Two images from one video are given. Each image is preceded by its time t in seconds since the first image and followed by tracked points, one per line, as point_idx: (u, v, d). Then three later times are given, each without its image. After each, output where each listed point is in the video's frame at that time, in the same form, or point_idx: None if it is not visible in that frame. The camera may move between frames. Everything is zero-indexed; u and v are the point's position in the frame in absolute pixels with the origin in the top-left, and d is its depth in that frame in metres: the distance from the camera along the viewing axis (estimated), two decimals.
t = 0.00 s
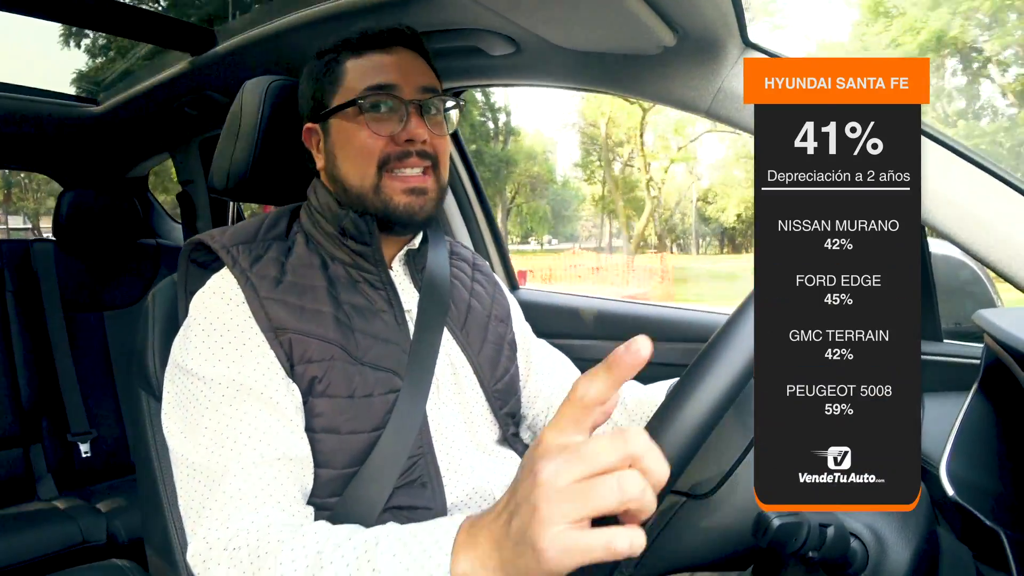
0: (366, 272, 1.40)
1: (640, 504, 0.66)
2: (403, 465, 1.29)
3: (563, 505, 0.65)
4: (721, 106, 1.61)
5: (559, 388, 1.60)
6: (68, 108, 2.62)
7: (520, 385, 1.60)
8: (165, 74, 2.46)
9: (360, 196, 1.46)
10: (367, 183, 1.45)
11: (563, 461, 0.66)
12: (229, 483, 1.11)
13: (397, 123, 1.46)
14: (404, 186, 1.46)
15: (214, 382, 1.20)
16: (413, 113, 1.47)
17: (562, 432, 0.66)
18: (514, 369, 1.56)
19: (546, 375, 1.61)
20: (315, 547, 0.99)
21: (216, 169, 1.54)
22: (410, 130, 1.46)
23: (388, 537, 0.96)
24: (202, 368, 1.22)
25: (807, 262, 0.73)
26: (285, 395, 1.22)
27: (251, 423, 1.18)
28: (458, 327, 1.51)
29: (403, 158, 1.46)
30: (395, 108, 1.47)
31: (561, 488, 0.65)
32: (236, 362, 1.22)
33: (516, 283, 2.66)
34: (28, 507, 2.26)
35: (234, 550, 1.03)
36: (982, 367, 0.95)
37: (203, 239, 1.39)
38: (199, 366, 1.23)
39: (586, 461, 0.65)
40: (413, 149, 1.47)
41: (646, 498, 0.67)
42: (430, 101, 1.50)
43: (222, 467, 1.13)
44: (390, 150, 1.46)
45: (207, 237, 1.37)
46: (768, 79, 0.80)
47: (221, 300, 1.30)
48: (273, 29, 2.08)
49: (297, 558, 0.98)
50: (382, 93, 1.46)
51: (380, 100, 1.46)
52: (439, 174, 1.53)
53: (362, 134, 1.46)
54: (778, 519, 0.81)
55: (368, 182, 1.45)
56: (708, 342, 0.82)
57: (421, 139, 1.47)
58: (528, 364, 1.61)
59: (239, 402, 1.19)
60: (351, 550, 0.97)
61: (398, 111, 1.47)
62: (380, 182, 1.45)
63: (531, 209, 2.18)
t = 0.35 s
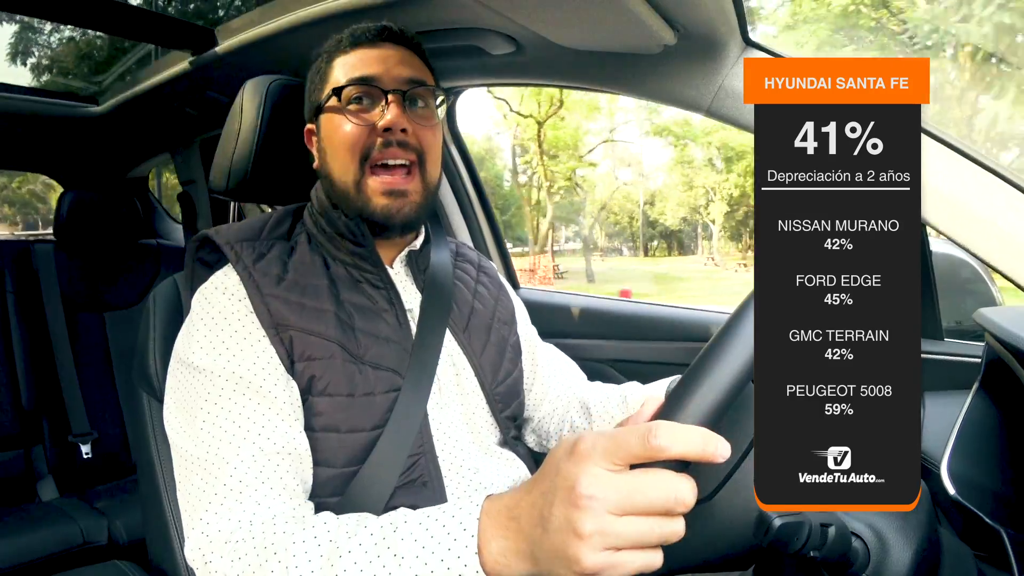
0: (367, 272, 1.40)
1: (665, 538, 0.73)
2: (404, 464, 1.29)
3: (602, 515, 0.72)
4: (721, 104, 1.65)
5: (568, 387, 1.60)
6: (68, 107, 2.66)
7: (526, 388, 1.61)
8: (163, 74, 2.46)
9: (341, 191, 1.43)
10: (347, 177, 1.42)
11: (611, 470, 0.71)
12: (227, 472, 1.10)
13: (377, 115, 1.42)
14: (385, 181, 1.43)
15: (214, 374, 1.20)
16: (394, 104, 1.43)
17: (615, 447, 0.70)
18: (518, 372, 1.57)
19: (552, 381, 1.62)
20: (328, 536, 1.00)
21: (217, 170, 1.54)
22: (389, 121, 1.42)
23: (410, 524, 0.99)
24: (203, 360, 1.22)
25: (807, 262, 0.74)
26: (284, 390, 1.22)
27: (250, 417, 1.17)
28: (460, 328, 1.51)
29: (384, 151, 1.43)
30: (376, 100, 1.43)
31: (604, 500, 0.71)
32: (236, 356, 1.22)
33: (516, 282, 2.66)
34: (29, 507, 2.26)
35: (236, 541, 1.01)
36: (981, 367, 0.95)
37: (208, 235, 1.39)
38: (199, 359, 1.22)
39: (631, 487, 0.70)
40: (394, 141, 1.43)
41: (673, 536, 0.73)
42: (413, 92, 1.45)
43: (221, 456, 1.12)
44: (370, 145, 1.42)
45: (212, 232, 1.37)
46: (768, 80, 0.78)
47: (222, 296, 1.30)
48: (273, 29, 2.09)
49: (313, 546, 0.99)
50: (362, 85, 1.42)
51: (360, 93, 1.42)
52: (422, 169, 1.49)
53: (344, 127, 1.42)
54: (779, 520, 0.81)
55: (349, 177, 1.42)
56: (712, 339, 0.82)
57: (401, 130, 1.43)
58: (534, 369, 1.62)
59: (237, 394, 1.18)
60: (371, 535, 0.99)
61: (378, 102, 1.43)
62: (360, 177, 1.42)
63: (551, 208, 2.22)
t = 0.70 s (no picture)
0: (364, 271, 1.40)
1: None
2: (403, 464, 1.29)
3: None
4: (722, 105, 1.65)
5: (559, 395, 1.60)
6: (67, 106, 2.66)
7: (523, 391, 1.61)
8: (162, 73, 2.46)
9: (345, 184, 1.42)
10: (350, 168, 1.42)
11: (556, 555, 0.79)
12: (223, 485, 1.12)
13: (377, 105, 1.42)
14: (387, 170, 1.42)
15: (212, 379, 1.20)
16: (393, 94, 1.43)
17: (557, 536, 0.79)
18: (517, 371, 1.56)
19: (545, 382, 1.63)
20: (332, 560, 1.03)
21: (217, 171, 1.54)
22: (387, 109, 1.42)
23: (417, 555, 1.02)
24: (201, 364, 1.22)
25: (807, 262, 0.73)
26: (281, 391, 1.22)
27: (248, 425, 1.18)
28: (458, 328, 1.51)
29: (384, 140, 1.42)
30: (374, 91, 1.43)
31: None
32: (232, 358, 1.22)
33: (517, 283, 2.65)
34: (28, 505, 2.25)
35: (232, 556, 1.04)
36: (981, 368, 0.94)
37: (206, 234, 1.38)
38: (196, 361, 1.22)
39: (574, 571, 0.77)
40: (393, 130, 1.42)
41: None
42: (411, 84, 1.46)
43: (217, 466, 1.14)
44: (371, 136, 1.42)
45: (211, 231, 1.37)
46: (768, 79, 0.78)
47: (222, 296, 1.30)
48: (273, 29, 2.08)
49: (316, 569, 1.02)
50: (361, 77, 1.43)
51: (360, 85, 1.43)
52: (421, 161, 1.48)
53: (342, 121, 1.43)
54: (778, 521, 0.80)
55: (349, 170, 1.42)
56: (711, 338, 0.81)
57: (401, 119, 1.43)
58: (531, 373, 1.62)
59: (234, 401, 1.19)
60: (379, 564, 1.02)
61: (377, 93, 1.43)
62: (360, 170, 1.42)
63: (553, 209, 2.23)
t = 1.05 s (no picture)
0: (372, 267, 1.41)
1: (642, 574, 0.77)
2: (405, 464, 1.29)
3: (575, 562, 0.77)
4: (722, 103, 1.67)
5: (558, 396, 1.61)
6: (69, 105, 2.67)
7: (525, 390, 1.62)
8: (162, 72, 2.46)
9: (406, 181, 1.47)
10: (414, 167, 1.47)
11: (578, 518, 0.76)
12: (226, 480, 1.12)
13: (438, 109, 1.49)
14: (448, 170, 1.49)
15: (216, 374, 1.20)
16: (450, 101, 1.51)
17: (581, 499, 0.75)
18: (520, 369, 1.57)
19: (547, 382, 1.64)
20: (332, 551, 1.04)
21: (217, 170, 1.54)
22: (449, 116, 1.50)
23: (413, 543, 1.02)
24: (206, 359, 1.22)
25: (807, 262, 0.73)
26: (287, 388, 1.22)
27: (252, 421, 1.18)
28: (463, 326, 1.51)
29: (445, 143, 1.50)
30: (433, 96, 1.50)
31: (574, 548, 0.76)
32: (237, 354, 1.22)
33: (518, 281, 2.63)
34: (30, 503, 2.25)
35: (236, 551, 1.05)
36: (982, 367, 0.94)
37: (209, 231, 1.38)
38: (202, 357, 1.23)
39: (599, 534, 0.75)
40: (452, 135, 1.51)
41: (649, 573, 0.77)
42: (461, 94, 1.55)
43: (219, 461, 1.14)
44: (431, 139, 1.48)
45: (215, 228, 1.37)
46: (768, 80, 0.78)
47: (229, 292, 1.30)
48: (273, 27, 2.08)
49: (315, 563, 1.02)
50: (421, 82, 1.49)
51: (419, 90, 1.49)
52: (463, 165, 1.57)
53: (406, 123, 1.48)
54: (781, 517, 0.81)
55: (415, 170, 1.47)
56: (713, 336, 0.81)
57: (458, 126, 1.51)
58: (533, 371, 1.64)
59: (238, 397, 1.19)
60: (376, 554, 1.02)
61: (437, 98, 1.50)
62: (427, 170, 1.47)
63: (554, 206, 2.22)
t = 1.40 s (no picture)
0: (371, 272, 1.39)
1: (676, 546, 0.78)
2: (404, 468, 1.29)
3: (606, 533, 0.77)
4: (721, 103, 1.68)
5: (553, 394, 1.62)
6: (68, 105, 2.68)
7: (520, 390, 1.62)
8: (161, 73, 2.46)
9: (467, 202, 1.49)
10: (476, 190, 1.50)
11: (612, 488, 0.77)
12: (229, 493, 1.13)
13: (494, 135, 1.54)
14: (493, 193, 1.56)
15: (217, 387, 1.20)
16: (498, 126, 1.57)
17: (616, 466, 0.75)
18: (518, 372, 1.57)
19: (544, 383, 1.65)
20: (326, 551, 1.05)
21: (217, 170, 1.54)
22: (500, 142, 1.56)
23: (407, 535, 1.03)
24: (207, 372, 1.22)
25: (806, 262, 0.73)
26: (288, 397, 1.22)
27: (254, 432, 1.18)
28: (462, 330, 1.50)
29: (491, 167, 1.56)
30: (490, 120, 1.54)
31: (609, 519, 0.77)
32: (237, 365, 1.22)
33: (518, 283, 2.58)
34: (29, 503, 2.25)
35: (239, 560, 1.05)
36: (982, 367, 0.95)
37: (204, 240, 1.36)
38: (202, 369, 1.22)
39: (634, 504, 0.76)
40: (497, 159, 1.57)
41: (681, 549, 0.78)
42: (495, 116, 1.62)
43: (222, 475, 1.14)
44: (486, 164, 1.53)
45: (209, 237, 1.35)
46: (768, 80, 0.77)
47: (224, 302, 1.28)
48: (273, 28, 2.08)
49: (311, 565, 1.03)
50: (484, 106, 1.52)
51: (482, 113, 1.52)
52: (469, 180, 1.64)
53: (469, 145, 1.49)
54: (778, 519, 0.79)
55: (474, 193, 1.49)
56: (709, 340, 0.82)
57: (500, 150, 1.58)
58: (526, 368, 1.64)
59: (241, 408, 1.19)
60: (370, 549, 1.03)
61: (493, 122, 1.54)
62: (480, 194, 1.50)
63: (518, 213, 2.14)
